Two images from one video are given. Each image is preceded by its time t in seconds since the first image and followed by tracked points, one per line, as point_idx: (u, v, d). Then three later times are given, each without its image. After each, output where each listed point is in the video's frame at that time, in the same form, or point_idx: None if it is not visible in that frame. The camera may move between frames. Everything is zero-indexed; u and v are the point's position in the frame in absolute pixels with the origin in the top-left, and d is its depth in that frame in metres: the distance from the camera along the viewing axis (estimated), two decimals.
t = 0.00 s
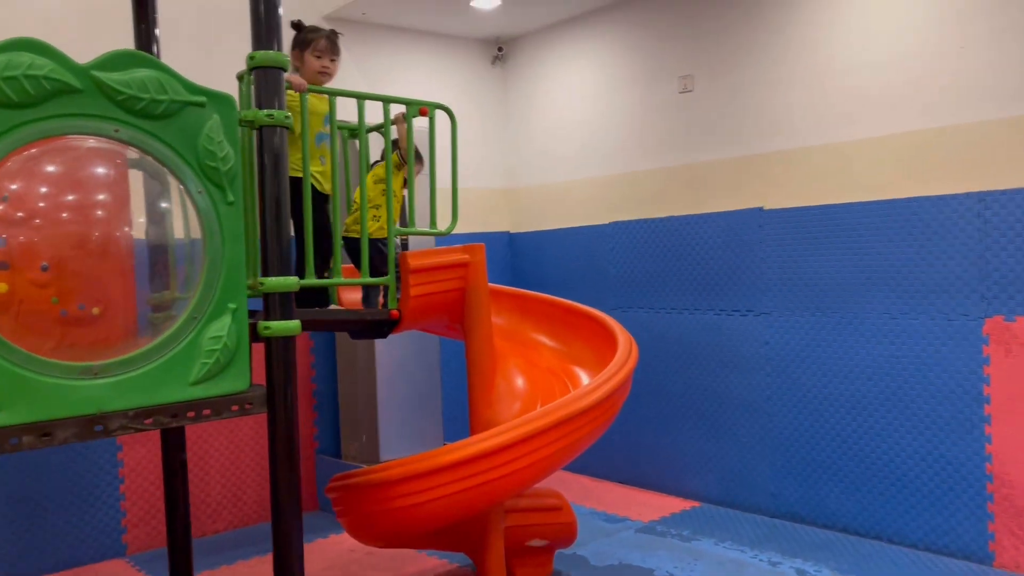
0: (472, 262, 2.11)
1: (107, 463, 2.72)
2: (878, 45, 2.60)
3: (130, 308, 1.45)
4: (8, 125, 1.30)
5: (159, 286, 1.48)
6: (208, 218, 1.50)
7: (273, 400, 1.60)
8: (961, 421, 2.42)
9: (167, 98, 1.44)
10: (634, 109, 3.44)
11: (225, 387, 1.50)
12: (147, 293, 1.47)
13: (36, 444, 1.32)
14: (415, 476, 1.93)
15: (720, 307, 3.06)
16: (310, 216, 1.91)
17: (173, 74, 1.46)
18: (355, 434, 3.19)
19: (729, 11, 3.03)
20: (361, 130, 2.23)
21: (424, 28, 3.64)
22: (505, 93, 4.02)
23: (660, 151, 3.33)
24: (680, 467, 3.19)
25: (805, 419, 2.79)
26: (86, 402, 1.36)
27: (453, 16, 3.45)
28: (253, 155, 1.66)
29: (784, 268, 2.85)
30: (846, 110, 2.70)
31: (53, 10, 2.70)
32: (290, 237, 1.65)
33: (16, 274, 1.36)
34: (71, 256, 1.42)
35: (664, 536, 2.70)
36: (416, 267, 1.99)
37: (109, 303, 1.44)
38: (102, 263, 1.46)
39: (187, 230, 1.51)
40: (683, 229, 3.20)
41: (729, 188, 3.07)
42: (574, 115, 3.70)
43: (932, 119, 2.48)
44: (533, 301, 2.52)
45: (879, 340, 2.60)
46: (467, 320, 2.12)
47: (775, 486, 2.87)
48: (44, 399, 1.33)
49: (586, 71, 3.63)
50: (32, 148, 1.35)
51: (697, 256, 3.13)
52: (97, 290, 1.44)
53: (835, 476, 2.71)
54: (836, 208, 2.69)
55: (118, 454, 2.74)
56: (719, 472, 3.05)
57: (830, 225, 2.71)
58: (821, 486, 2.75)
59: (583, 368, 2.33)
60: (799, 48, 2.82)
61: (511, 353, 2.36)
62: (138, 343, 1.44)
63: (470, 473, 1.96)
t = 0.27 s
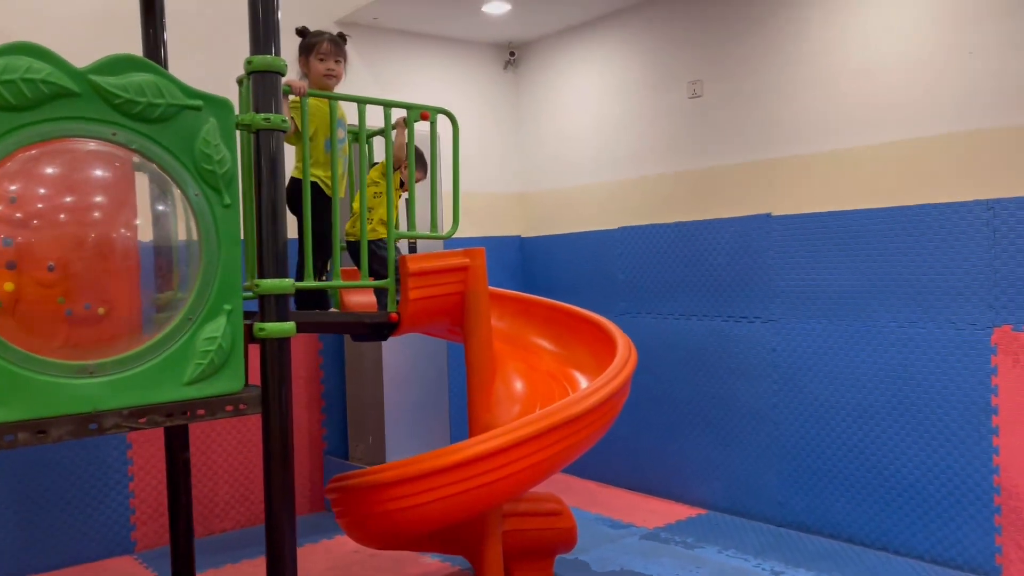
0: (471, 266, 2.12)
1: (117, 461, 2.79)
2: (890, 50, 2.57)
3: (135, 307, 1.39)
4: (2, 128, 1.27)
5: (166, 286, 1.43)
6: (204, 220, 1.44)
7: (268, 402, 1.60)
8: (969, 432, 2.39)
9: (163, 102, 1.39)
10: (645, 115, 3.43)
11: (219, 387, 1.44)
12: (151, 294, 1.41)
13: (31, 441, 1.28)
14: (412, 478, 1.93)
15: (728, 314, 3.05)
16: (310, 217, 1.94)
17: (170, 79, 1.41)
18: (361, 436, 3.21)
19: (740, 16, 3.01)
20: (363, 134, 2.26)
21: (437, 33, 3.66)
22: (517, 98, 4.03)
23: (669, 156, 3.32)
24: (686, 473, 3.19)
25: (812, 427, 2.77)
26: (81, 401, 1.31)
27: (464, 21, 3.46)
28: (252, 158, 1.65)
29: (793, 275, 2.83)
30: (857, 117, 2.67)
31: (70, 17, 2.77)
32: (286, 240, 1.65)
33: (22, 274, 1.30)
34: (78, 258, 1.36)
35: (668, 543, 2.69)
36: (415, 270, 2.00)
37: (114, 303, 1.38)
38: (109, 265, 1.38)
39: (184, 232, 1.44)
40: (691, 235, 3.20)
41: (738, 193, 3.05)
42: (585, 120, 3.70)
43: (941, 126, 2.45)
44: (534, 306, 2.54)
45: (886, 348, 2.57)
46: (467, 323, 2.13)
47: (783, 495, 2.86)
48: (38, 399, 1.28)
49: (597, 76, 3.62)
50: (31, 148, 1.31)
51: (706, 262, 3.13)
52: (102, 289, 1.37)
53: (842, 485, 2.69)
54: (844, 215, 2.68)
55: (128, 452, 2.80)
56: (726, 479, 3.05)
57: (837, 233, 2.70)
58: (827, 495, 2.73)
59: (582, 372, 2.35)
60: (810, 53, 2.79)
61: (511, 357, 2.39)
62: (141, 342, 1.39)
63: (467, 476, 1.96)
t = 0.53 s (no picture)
0: (478, 268, 2.14)
1: (132, 457, 2.85)
2: (903, 53, 2.55)
3: (147, 304, 1.34)
4: (7, 132, 1.22)
5: (178, 285, 1.37)
6: (210, 221, 1.38)
7: (270, 398, 1.53)
8: (977, 439, 2.42)
9: (170, 105, 1.34)
10: (657, 118, 3.43)
11: (222, 386, 1.38)
12: (163, 295, 1.36)
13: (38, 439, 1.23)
14: (414, 478, 1.93)
15: (739, 318, 3.06)
16: (318, 219, 1.97)
17: (177, 81, 1.35)
18: (372, 435, 3.24)
19: (754, 19, 3.00)
20: (372, 136, 2.28)
21: (451, 37, 3.68)
22: (531, 100, 4.04)
23: (680, 160, 3.32)
24: (696, 476, 3.22)
25: (822, 433, 2.80)
26: (88, 398, 1.26)
27: (478, 24, 3.49)
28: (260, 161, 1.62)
29: (803, 280, 2.84)
30: (868, 121, 2.66)
31: (89, 19, 2.81)
32: (293, 243, 1.59)
33: (36, 274, 1.25)
34: (90, 256, 1.31)
35: (675, 547, 2.73)
36: (421, 272, 2.02)
37: (126, 302, 1.33)
38: (119, 264, 1.33)
39: (190, 232, 1.39)
40: (702, 239, 3.21)
41: (748, 197, 3.04)
42: (597, 124, 3.71)
43: (953, 131, 2.44)
44: (539, 307, 2.58)
45: (897, 355, 2.59)
46: (473, 325, 2.16)
47: (791, 500, 2.89)
48: (44, 398, 1.23)
49: (609, 80, 3.63)
50: (40, 149, 1.25)
51: (716, 266, 3.15)
52: (115, 288, 1.32)
53: (852, 491, 2.71)
54: (853, 221, 2.68)
55: (143, 449, 2.86)
56: (734, 483, 3.08)
57: (846, 239, 2.71)
58: (838, 501, 2.75)
59: (586, 373, 2.40)
60: (821, 56, 2.78)
61: (516, 358, 2.43)
62: (152, 337, 1.34)
63: (472, 475, 1.97)
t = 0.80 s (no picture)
0: (492, 267, 2.15)
1: (153, 452, 2.88)
2: (925, 52, 2.52)
3: (166, 300, 1.36)
4: (30, 129, 1.24)
5: (196, 282, 1.39)
6: (227, 219, 1.40)
7: (288, 396, 1.52)
8: (995, 442, 2.41)
9: (188, 104, 1.35)
10: (675, 118, 3.42)
11: (239, 382, 1.40)
12: (181, 291, 1.37)
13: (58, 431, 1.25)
14: (428, 475, 1.94)
15: (756, 319, 3.05)
16: (334, 217, 1.98)
17: (196, 80, 1.37)
18: (389, 432, 3.26)
19: (773, 18, 2.98)
20: (389, 135, 2.29)
21: (470, 37, 3.69)
22: (549, 100, 4.04)
23: (699, 160, 3.31)
24: (712, 478, 3.20)
25: (838, 434, 2.78)
26: (106, 391, 1.28)
27: (496, 24, 3.49)
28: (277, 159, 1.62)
29: (821, 281, 2.83)
30: (890, 122, 2.63)
31: (112, 19, 2.85)
32: (310, 240, 1.58)
33: (59, 269, 1.28)
34: (109, 251, 1.33)
35: (690, 547, 2.73)
36: (437, 271, 2.03)
37: (145, 297, 1.35)
38: (138, 259, 1.35)
39: (208, 229, 1.39)
40: (719, 239, 3.19)
41: (767, 197, 3.03)
42: (616, 124, 3.70)
43: (975, 132, 2.42)
44: (554, 306, 2.59)
45: (916, 357, 2.57)
46: (488, 323, 2.17)
47: (807, 502, 2.88)
48: (64, 391, 1.25)
49: (628, 79, 3.62)
50: (62, 147, 1.28)
51: (733, 266, 3.13)
52: (134, 283, 1.34)
53: (869, 493, 2.70)
54: (872, 221, 2.67)
55: (163, 444, 2.90)
56: (750, 484, 3.07)
57: (865, 240, 2.69)
58: (854, 503, 2.73)
59: (600, 373, 2.40)
60: (842, 56, 2.75)
61: (530, 356, 2.44)
62: (171, 333, 1.36)
63: (486, 473, 1.97)
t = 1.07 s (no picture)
0: (509, 264, 2.16)
1: (174, 445, 2.93)
2: (949, 50, 2.49)
3: (187, 295, 1.38)
4: (55, 128, 1.26)
5: (216, 278, 1.40)
6: (247, 216, 1.42)
7: (305, 391, 1.53)
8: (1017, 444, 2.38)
9: (209, 102, 1.37)
10: (695, 116, 3.40)
11: (257, 376, 1.42)
12: (203, 286, 1.39)
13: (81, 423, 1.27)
14: (443, 471, 1.95)
15: (774, 318, 3.03)
16: (352, 214, 2.00)
17: (217, 79, 1.39)
18: (407, 428, 3.25)
19: (794, 16, 2.95)
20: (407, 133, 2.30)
21: (490, 35, 3.70)
22: (568, 98, 4.04)
23: (718, 158, 3.29)
24: (729, 477, 3.19)
25: (857, 434, 2.76)
26: (127, 385, 1.30)
27: (515, 22, 3.49)
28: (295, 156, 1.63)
29: (841, 280, 2.80)
30: (912, 121, 2.60)
31: (136, 19, 2.89)
32: (328, 237, 1.60)
33: (83, 265, 1.30)
34: (131, 247, 1.34)
35: (706, 546, 2.73)
36: (454, 268, 2.04)
37: (167, 293, 1.36)
38: (158, 255, 1.36)
39: (228, 226, 1.41)
40: (738, 238, 3.18)
41: (786, 195, 3.01)
42: (635, 122, 3.69)
43: (999, 130, 2.39)
44: (571, 304, 2.59)
45: (936, 358, 2.55)
46: (505, 321, 2.18)
47: (825, 502, 2.86)
48: (86, 384, 1.27)
49: (647, 77, 3.61)
50: (86, 144, 1.30)
51: (752, 265, 3.12)
52: (155, 279, 1.36)
53: (888, 495, 2.67)
54: (893, 220, 2.64)
55: (183, 438, 2.94)
56: (767, 484, 3.05)
57: (886, 239, 2.67)
58: (873, 504, 2.71)
59: (616, 371, 2.40)
60: (864, 53, 2.73)
61: (547, 354, 2.44)
62: (192, 328, 1.37)
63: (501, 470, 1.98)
